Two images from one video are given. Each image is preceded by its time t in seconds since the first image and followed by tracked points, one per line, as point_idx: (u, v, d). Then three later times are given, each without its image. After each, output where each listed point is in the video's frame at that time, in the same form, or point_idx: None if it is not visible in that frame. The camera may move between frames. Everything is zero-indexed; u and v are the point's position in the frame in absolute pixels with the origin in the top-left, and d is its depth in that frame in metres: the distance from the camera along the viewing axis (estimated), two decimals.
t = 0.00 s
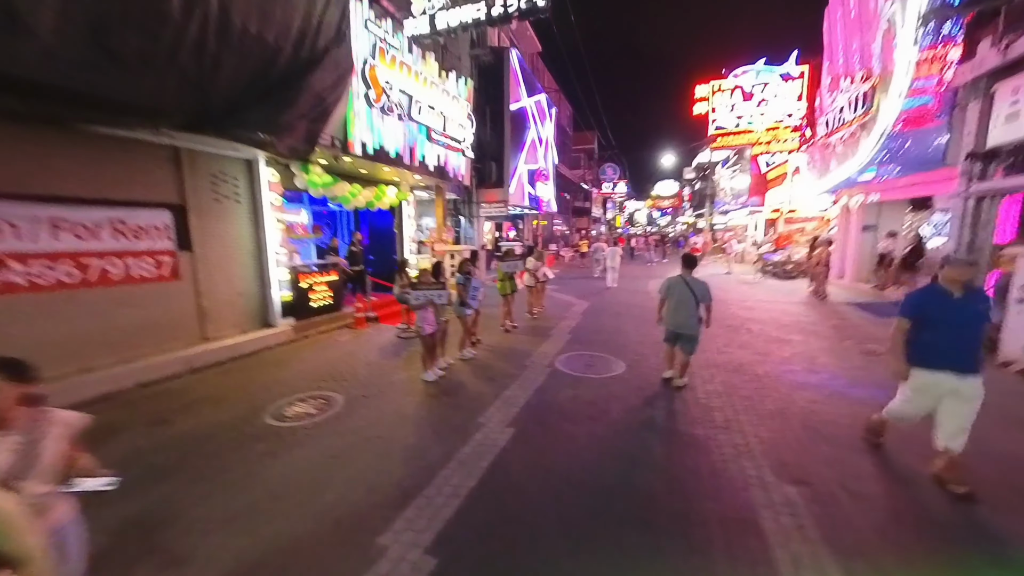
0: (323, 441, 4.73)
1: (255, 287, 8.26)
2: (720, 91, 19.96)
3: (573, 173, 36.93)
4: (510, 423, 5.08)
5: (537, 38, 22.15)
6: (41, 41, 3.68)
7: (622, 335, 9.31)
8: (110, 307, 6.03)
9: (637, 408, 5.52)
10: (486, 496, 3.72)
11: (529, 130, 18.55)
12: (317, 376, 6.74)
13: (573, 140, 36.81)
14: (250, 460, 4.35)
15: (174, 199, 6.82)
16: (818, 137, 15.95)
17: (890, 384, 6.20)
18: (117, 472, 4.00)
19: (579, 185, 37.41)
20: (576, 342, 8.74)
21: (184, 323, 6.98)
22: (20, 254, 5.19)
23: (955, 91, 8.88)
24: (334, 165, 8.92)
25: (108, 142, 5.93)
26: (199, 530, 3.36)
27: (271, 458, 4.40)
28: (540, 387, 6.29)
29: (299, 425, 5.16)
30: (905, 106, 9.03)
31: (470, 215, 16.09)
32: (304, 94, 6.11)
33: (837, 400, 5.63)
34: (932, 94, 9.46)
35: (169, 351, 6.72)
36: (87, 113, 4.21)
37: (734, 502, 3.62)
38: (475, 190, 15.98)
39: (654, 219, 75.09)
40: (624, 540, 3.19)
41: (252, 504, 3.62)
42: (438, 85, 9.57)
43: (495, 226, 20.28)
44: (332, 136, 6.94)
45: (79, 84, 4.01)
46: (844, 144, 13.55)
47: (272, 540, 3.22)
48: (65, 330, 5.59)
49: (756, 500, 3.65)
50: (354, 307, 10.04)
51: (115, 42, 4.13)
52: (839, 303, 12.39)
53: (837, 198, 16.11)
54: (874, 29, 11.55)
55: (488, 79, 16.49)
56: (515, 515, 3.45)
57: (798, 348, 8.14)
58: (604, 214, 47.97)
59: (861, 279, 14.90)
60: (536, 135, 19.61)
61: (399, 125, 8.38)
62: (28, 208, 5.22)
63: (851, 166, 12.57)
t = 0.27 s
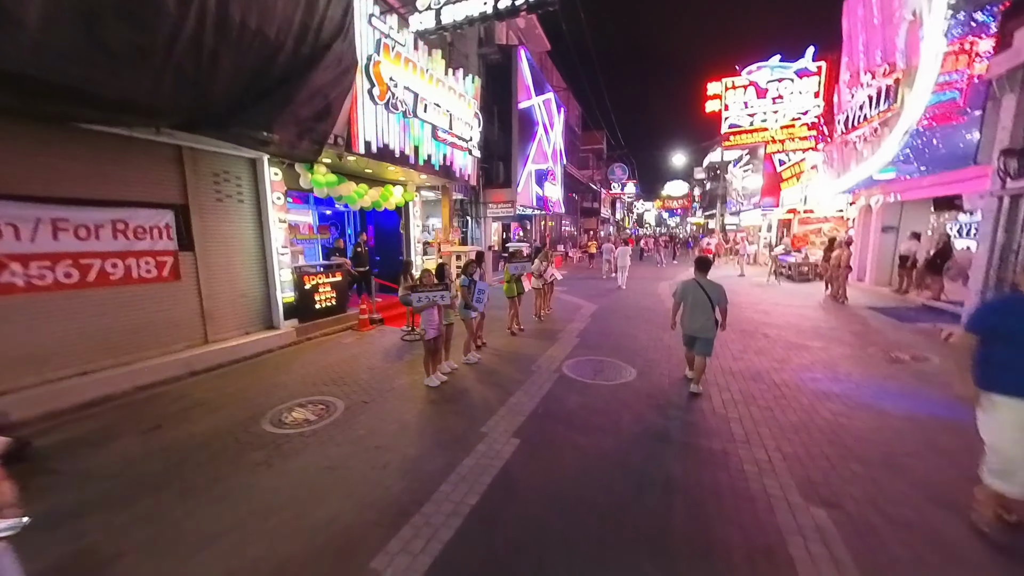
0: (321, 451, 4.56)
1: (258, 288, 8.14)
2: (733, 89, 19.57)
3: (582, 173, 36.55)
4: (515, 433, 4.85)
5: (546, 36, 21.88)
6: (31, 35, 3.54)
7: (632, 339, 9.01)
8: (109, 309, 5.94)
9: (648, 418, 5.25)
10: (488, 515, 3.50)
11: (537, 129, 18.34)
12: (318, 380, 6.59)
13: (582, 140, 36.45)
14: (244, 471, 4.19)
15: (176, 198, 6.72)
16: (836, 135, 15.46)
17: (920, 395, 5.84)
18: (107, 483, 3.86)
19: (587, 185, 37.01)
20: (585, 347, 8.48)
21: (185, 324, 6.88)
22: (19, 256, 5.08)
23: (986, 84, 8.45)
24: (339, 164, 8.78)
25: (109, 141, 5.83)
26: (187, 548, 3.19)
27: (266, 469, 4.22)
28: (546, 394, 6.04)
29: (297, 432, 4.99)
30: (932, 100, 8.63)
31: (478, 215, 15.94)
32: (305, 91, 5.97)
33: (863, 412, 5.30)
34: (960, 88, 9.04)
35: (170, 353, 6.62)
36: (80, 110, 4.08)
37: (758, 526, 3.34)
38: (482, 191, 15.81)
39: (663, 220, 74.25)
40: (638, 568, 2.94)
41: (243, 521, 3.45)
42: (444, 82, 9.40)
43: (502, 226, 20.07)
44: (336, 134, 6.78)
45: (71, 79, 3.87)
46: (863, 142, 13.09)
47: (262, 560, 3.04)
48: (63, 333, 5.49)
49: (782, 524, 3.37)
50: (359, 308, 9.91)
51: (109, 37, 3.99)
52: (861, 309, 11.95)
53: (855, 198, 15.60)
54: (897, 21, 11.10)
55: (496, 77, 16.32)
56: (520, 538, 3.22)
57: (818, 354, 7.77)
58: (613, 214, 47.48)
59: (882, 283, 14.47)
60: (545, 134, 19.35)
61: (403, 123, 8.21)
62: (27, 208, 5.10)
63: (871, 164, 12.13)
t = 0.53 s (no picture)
0: (310, 465, 4.29)
1: (257, 290, 7.95)
2: (747, 86, 19.08)
3: (590, 173, 36.03)
4: (517, 448, 4.53)
5: (554, 35, 21.59)
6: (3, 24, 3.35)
7: (642, 345, 8.63)
8: (101, 312, 5.78)
9: (661, 433, 4.89)
10: (485, 542, 3.20)
11: (545, 128, 18.03)
12: (315, 386, 6.35)
13: (590, 140, 36.01)
14: (228, 487, 3.93)
15: (172, 198, 6.56)
16: (856, 132, 14.88)
17: (957, 411, 5.38)
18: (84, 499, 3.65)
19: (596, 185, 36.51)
20: (593, 353, 8.13)
21: (180, 327, 6.70)
22: (6, 257, 4.94)
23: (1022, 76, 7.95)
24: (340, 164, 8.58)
25: (101, 140, 5.68)
26: (159, 574, 2.95)
27: (251, 485, 3.97)
28: (552, 404, 5.72)
29: (288, 444, 4.74)
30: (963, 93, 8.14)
31: (484, 216, 15.68)
32: (301, 87, 5.75)
33: (897, 430, 4.87)
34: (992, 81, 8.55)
35: (164, 357, 6.45)
36: (59, 105, 3.89)
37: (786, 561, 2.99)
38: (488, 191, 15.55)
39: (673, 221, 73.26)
40: None
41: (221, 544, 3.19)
42: (448, 79, 9.15)
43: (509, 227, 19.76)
44: (335, 132, 6.56)
45: (49, 72, 3.68)
46: (886, 139, 12.53)
47: None
48: (52, 336, 5.34)
49: (813, 560, 3.01)
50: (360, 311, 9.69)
51: (90, 28, 3.81)
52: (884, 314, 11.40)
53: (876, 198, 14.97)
54: (924, 12, 10.55)
55: (503, 76, 16.05)
56: (519, 571, 2.91)
57: (842, 363, 7.31)
58: (622, 215, 46.86)
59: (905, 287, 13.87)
60: (553, 134, 19.04)
61: (406, 121, 7.97)
62: (14, 209, 4.98)
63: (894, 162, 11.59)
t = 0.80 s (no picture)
0: (300, 481, 4.05)
1: (257, 292, 7.79)
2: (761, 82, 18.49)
3: (599, 173, 35.54)
4: (519, 465, 4.23)
5: (562, 33, 21.28)
6: None
7: (653, 352, 8.26)
8: (94, 315, 5.64)
9: (674, 450, 4.55)
10: None
11: (553, 128, 17.70)
12: (311, 393, 6.13)
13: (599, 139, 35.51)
14: (212, 504, 3.70)
15: (169, 199, 6.41)
16: (877, 129, 14.28)
17: (999, 428, 4.95)
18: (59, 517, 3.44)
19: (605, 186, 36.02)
20: (600, 359, 7.79)
21: (177, 331, 6.55)
22: None
23: None
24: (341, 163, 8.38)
25: (95, 138, 5.54)
26: None
27: (236, 503, 3.74)
28: (557, 416, 5.41)
29: (279, 457, 4.50)
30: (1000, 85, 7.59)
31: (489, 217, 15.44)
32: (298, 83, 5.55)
33: (934, 450, 4.46)
34: None
35: (160, 362, 6.29)
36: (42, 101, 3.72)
37: None
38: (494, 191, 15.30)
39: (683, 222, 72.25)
40: None
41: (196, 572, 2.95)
42: (452, 77, 8.91)
43: (515, 228, 19.46)
44: (334, 130, 6.35)
45: (29, 66, 3.49)
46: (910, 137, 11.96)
47: None
48: (43, 340, 5.19)
49: None
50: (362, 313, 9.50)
51: (71, 18, 3.61)
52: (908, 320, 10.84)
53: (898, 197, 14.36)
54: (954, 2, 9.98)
55: (510, 74, 15.75)
56: None
57: (867, 373, 6.87)
58: (631, 215, 46.23)
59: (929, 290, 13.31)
60: (560, 133, 18.72)
61: (408, 119, 7.74)
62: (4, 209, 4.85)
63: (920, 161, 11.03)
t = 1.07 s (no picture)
0: (290, 491, 3.85)
1: (257, 292, 7.69)
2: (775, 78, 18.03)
3: (607, 173, 35.13)
4: (521, 478, 3.99)
5: (571, 31, 21.01)
6: None
7: (663, 357, 7.94)
8: (90, 315, 5.55)
9: (687, 464, 4.27)
10: None
11: (561, 126, 17.45)
12: (309, 397, 5.95)
13: (607, 139, 35.10)
14: (197, 515, 3.52)
15: (167, 197, 6.31)
16: (900, 126, 13.72)
17: None
18: (41, 527, 3.31)
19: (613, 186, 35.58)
20: (608, 364, 7.52)
21: (175, 331, 6.45)
22: None
23: None
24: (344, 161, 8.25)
25: (93, 135, 5.44)
26: None
27: (222, 514, 3.55)
28: (562, 424, 5.15)
29: (271, 464, 4.31)
30: None
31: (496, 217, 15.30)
32: (297, 77, 5.37)
33: (971, 468, 4.12)
34: None
35: (158, 362, 6.19)
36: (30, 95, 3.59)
37: None
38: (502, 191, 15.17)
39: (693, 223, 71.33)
40: None
41: None
42: (457, 73, 8.72)
43: (522, 229, 19.23)
44: (334, 127, 6.19)
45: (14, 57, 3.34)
46: (935, 134, 11.44)
47: None
48: (38, 341, 5.10)
49: None
50: (365, 314, 9.38)
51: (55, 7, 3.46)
52: (932, 324, 10.38)
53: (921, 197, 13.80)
54: None
55: (517, 72, 15.54)
56: None
57: (892, 382, 6.48)
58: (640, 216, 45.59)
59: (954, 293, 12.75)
60: (568, 132, 18.45)
61: (410, 115, 7.55)
62: None
63: (946, 158, 10.51)
